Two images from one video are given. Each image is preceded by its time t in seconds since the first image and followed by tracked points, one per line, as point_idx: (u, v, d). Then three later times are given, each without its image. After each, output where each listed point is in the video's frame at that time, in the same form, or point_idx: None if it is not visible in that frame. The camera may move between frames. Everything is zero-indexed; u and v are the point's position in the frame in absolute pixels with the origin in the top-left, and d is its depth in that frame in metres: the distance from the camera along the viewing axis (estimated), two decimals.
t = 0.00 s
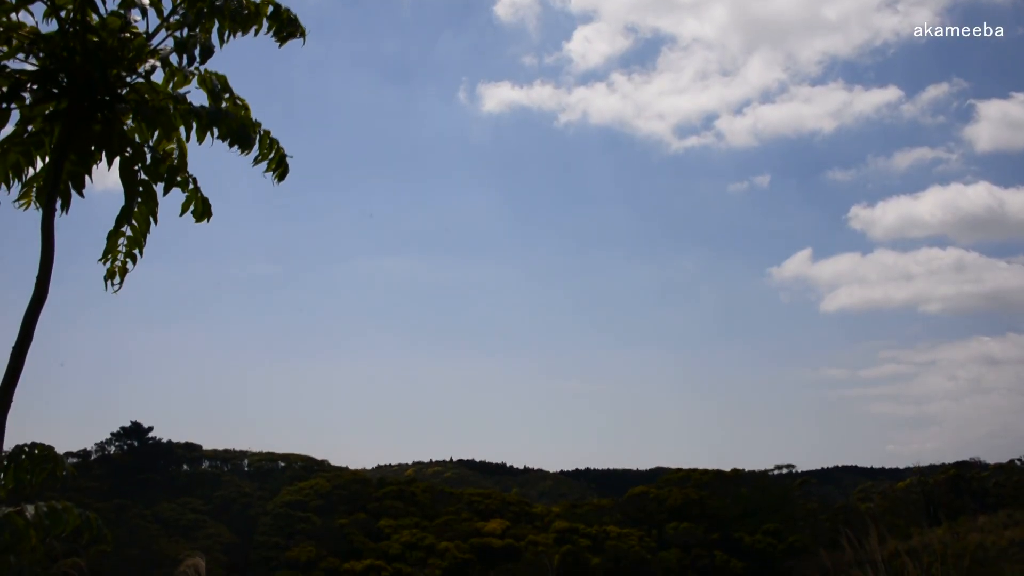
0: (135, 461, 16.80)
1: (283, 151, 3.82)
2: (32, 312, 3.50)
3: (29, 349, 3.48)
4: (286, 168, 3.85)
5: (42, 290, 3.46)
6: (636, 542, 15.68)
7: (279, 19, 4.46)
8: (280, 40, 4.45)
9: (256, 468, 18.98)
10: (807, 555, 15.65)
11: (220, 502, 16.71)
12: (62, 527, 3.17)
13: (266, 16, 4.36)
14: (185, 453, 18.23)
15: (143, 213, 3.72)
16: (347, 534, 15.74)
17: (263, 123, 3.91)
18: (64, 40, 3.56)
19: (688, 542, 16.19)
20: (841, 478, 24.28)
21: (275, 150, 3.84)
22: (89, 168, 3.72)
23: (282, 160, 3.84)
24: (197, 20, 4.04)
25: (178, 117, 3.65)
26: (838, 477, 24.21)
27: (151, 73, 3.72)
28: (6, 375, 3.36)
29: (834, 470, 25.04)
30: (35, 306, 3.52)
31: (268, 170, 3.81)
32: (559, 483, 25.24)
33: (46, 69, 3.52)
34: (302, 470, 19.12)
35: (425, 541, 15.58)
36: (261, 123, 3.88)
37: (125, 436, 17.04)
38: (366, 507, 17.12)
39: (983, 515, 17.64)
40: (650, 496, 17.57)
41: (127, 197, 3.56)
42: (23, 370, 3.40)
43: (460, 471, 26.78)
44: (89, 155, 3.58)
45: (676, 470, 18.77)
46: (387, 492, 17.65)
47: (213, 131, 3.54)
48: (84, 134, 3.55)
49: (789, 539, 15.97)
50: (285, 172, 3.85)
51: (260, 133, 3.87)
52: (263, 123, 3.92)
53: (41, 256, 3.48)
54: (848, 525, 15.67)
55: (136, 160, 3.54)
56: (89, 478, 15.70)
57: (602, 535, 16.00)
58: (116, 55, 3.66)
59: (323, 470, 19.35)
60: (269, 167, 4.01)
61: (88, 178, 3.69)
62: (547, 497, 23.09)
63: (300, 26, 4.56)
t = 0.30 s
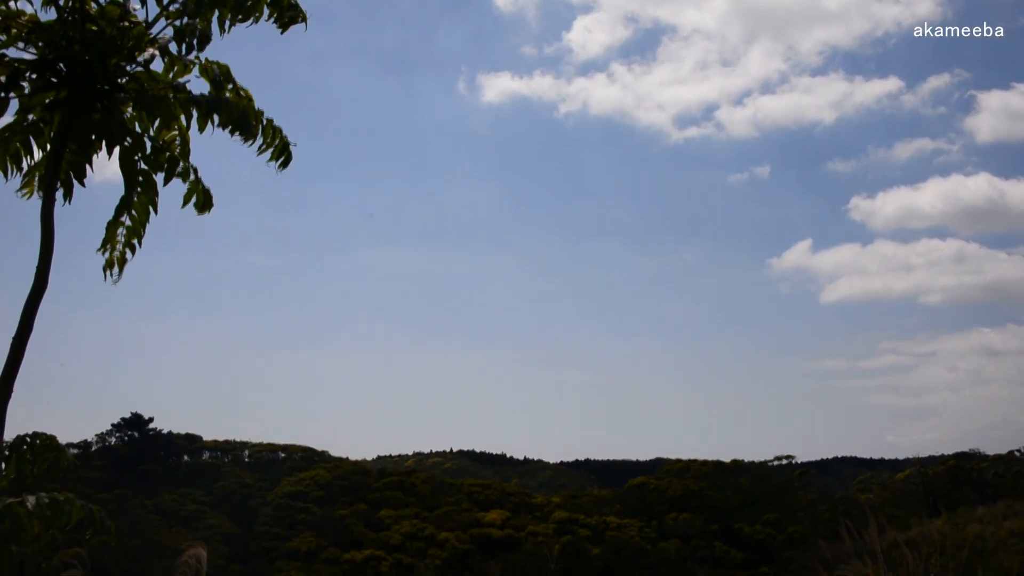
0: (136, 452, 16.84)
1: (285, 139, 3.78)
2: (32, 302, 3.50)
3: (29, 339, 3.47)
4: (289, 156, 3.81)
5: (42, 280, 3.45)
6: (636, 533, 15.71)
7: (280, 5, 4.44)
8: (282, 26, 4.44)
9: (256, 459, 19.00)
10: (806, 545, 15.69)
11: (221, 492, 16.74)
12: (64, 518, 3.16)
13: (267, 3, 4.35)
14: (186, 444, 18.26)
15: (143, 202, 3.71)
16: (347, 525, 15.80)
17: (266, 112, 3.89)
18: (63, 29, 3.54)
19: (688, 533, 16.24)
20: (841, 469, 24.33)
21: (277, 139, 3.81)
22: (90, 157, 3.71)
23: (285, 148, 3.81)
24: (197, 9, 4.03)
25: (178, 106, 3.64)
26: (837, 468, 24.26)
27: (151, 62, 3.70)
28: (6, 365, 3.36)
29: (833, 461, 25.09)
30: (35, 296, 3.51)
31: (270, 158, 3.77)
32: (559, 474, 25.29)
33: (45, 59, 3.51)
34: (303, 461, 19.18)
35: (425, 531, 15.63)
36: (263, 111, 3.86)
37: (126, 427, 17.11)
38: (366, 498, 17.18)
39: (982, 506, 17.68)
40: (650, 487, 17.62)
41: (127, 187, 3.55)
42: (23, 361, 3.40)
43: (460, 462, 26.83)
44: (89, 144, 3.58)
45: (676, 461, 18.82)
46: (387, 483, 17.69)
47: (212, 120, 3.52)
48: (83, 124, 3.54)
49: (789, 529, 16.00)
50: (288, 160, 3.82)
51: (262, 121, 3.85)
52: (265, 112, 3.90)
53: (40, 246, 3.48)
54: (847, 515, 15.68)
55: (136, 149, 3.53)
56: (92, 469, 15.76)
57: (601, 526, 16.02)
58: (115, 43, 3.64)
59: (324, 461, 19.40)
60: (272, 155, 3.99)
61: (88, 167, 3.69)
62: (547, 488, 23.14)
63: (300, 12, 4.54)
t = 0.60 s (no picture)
0: (136, 442, 16.94)
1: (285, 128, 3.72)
2: (32, 292, 3.49)
3: (29, 329, 3.46)
4: (289, 145, 3.77)
5: (42, 270, 3.45)
6: (635, 523, 15.72)
7: None
8: (282, 16, 4.42)
9: (256, 449, 19.02)
10: (806, 535, 15.71)
11: (222, 482, 16.77)
12: (66, 505, 3.14)
13: None
14: (187, 435, 18.29)
15: (143, 191, 3.70)
16: (347, 515, 15.83)
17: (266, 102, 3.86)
18: (62, 19, 3.52)
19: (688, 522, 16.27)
20: (841, 459, 24.38)
21: (278, 127, 3.77)
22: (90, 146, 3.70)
23: (284, 137, 3.76)
24: None
25: (178, 95, 3.62)
26: (837, 459, 24.28)
27: (150, 51, 3.69)
28: (6, 357, 3.35)
29: (833, 452, 25.14)
30: (35, 287, 3.50)
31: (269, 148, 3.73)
32: (560, 464, 25.33)
33: (44, 48, 3.49)
34: (303, 451, 19.21)
35: (425, 521, 15.67)
36: (263, 100, 3.83)
37: (127, 418, 17.22)
38: (366, 488, 17.22)
39: (982, 495, 17.71)
40: (650, 477, 17.67)
41: (127, 176, 3.54)
42: (23, 352, 3.39)
43: (461, 452, 26.88)
44: (88, 133, 3.57)
45: (677, 451, 18.85)
46: (388, 473, 17.73)
47: (212, 110, 3.50)
48: (82, 113, 3.52)
49: (789, 519, 16.02)
50: (289, 148, 3.77)
51: (262, 110, 3.81)
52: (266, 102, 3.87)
53: (40, 235, 3.47)
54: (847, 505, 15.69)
55: (136, 139, 3.53)
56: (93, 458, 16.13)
57: (601, 516, 16.03)
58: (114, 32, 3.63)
59: (324, 451, 19.44)
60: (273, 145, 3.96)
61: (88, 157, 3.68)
62: (547, 478, 23.20)
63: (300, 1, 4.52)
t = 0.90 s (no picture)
0: (136, 433, 17.00)
1: (284, 120, 3.67)
2: (31, 283, 3.48)
3: (29, 320, 3.45)
4: (288, 137, 3.70)
5: (42, 260, 3.44)
6: (635, 512, 15.74)
7: None
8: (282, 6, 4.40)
9: (257, 439, 19.04)
10: (805, 525, 15.73)
11: (223, 472, 16.80)
12: (66, 498, 3.10)
13: None
14: (187, 425, 18.32)
15: (142, 182, 3.67)
16: (347, 504, 15.88)
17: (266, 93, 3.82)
18: (61, 6, 3.50)
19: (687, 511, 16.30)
20: (840, 449, 24.42)
21: (276, 119, 3.72)
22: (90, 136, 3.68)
23: (283, 129, 3.70)
24: None
25: (177, 85, 3.59)
26: (836, 449, 24.32)
27: (150, 41, 3.67)
28: (6, 348, 3.34)
29: (833, 442, 25.18)
30: (35, 278, 3.49)
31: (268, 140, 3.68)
32: (560, 454, 25.37)
33: (44, 38, 3.47)
34: (303, 441, 19.25)
35: (425, 511, 15.69)
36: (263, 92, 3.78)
37: (128, 408, 17.30)
38: (366, 478, 17.27)
39: (981, 485, 17.74)
40: (650, 467, 17.70)
41: (126, 167, 3.52)
42: (23, 343, 3.38)
43: (461, 442, 26.92)
44: (88, 123, 3.56)
45: (676, 441, 18.90)
46: (388, 463, 17.77)
47: (211, 100, 3.47)
48: (82, 104, 3.51)
49: (788, 509, 16.05)
50: (287, 141, 3.70)
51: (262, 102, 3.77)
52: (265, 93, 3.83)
53: (40, 226, 3.46)
54: (846, 494, 15.71)
55: (136, 129, 3.51)
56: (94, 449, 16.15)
57: (601, 505, 16.05)
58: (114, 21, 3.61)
59: (325, 441, 19.47)
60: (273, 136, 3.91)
61: (88, 146, 3.67)
62: (547, 468, 23.25)
63: None
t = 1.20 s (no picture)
0: (136, 423, 17.04)
1: (285, 108, 3.63)
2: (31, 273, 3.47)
3: (30, 310, 3.43)
4: (289, 126, 3.68)
5: (42, 250, 3.43)
6: (635, 503, 15.77)
7: None
8: None
9: (257, 430, 19.05)
10: (805, 516, 15.76)
11: (223, 462, 16.82)
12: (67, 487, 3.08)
13: None
14: (188, 416, 18.33)
15: (143, 172, 3.65)
16: (349, 495, 15.92)
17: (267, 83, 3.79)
18: None
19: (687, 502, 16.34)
20: (840, 439, 24.48)
21: (277, 107, 3.69)
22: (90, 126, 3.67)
23: (284, 118, 3.66)
24: None
25: (177, 75, 3.57)
26: (836, 440, 24.36)
27: (150, 30, 3.66)
28: (7, 339, 3.33)
29: (832, 433, 25.23)
30: (35, 269, 3.48)
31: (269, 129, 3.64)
32: (559, 445, 25.40)
33: (42, 26, 3.46)
34: (304, 432, 19.27)
35: (426, 501, 15.72)
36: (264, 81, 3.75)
37: (128, 399, 17.36)
38: (366, 469, 17.31)
39: (980, 476, 17.79)
40: (649, 457, 17.74)
41: (126, 157, 3.49)
42: (23, 334, 3.37)
43: (461, 433, 26.95)
44: (87, 113, 3.54)
45: (676, 432, 18.94)
46: (389, 454, 17.81)
47: (211, 89, 3.45)
48: (82, 93, 3.49)
49: (788, 500, 16.08)
50: (289, 129, 3.67)
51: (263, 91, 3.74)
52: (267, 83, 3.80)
53: (40, 215, 3.45)
54: (846, 484, 15.75)
55: (136, 118, 3.49)
56: (95, 439, 16.20)
57: (601, 495, 16.08)
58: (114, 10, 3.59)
59: (325, 432, 19.50)
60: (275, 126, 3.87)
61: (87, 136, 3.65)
62: (547, 459, 23.29)
63: None
